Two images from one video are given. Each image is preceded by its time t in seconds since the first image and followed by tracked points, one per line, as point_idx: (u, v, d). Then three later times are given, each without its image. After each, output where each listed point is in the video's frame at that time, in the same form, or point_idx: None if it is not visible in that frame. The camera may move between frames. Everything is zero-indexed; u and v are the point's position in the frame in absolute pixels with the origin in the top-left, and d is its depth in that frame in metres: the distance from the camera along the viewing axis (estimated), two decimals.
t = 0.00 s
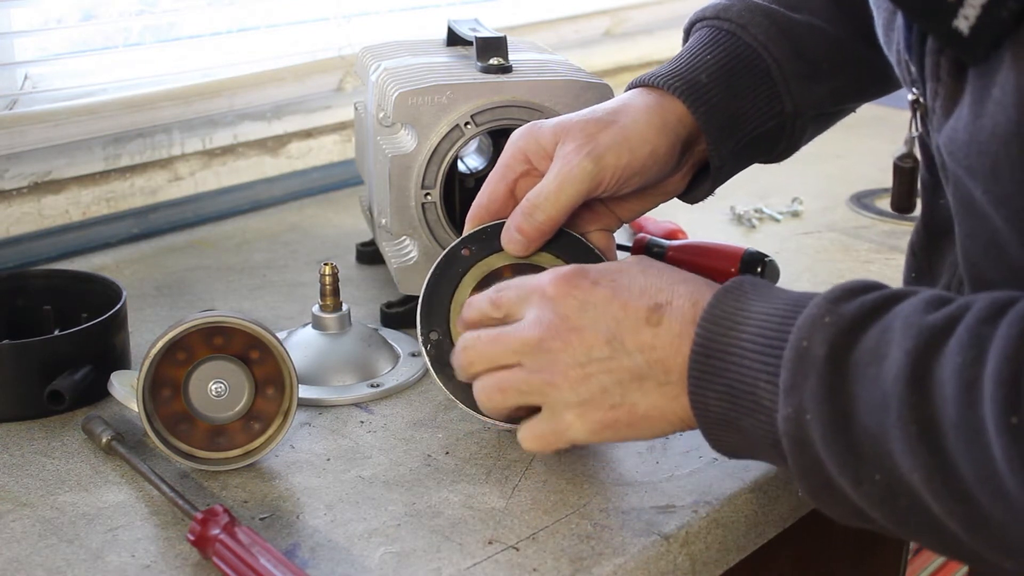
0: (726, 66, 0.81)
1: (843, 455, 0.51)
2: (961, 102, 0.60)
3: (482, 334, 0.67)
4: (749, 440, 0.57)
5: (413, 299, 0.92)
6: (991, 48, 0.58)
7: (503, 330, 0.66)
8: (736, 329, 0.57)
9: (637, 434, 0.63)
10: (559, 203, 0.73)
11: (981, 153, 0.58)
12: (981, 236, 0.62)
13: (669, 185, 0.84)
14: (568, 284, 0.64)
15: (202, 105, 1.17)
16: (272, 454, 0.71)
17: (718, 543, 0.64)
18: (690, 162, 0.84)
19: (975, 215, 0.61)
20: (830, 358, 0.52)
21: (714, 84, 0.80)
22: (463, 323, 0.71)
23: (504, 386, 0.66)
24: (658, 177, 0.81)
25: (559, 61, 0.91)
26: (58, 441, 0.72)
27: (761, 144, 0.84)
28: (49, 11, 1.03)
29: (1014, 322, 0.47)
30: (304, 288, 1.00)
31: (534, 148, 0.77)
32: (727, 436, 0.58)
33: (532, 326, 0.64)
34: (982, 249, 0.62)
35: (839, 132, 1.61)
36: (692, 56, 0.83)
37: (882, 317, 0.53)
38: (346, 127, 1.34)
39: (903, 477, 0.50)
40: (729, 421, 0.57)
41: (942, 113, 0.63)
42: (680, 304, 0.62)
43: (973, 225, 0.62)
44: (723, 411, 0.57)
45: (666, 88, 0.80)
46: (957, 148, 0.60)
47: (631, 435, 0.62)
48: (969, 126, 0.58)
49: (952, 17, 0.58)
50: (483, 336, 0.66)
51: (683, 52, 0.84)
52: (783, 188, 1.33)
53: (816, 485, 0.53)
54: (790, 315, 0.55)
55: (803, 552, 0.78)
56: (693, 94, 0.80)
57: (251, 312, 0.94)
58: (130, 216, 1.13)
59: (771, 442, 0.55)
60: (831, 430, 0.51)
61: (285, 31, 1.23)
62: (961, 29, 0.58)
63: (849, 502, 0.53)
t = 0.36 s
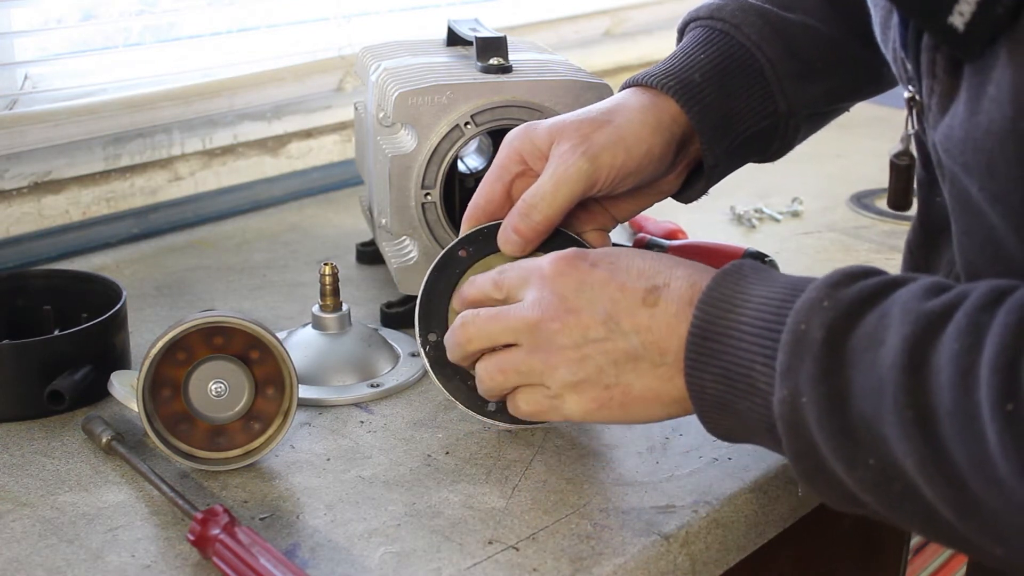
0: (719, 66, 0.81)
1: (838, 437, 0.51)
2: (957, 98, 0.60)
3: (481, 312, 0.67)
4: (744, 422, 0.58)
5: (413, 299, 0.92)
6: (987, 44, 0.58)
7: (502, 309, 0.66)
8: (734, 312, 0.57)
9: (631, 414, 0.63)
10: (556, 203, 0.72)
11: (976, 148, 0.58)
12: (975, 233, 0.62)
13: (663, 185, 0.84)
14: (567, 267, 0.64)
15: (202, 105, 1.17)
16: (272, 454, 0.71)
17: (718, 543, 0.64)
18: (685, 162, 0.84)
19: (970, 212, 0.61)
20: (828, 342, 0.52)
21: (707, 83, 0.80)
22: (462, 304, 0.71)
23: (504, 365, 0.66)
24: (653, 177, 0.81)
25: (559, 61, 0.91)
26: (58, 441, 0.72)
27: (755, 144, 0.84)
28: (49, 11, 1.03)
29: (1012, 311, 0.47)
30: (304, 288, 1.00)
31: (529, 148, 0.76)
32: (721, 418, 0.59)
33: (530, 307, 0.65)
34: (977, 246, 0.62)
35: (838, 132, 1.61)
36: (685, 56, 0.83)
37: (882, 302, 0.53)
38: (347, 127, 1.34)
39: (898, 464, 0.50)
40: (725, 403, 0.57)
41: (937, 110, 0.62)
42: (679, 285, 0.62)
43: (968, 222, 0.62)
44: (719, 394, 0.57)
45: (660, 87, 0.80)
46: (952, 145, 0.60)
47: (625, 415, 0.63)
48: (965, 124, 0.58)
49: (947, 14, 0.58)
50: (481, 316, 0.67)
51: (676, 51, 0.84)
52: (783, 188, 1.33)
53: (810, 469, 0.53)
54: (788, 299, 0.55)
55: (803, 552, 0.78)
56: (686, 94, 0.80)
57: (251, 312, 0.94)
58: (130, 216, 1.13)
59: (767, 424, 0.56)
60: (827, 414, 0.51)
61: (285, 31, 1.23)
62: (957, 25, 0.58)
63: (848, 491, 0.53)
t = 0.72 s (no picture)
0: (719, 63, 0.81)
1: (844, 435, 0.51)
2: (960, 94, 0.61)
3: (488, 304, 0.67)
4: (750, 423, 0.57)
5: (413, 299, 0.92)
6: (992, 36, 0.58)
7: (510, 303, 0.66)
8: (739, 309, 0.57)
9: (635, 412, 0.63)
10: (555, 202, 0.73)
11: (981, 143, 0.58)
12: (980, 229, 0.61)
13: (660, 185, 0.84)
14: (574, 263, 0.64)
15: (202, 105, 1.17)
16: (272, 454, 0.71)
17: (718, 543, 0.65)
18: (682, 162, 0.84)
19: (973, 208, 0.61)
20: (834, 340, 0.52)
21: (706, 81, 0.80)
22: (468, 297, 0.71)
23: (509, 361, 0.66)
24: (650, 176, 0.81)
25: (559, 61, 0.91)
26: (58, 441, 0.72)
27: (751, 143, 0.84)
28: (49, 11, 1.03)
29: (1018, 307, 0.47)
30: (304, 287, 1.00)
31: (528, 148, 0.76)
32: (726, 418, 0.58)
33: (537, 301, 0.64)
34: (980, 241, 0.62)
35: (838, 132, 1.61)
36: (684, 53, 0.83)
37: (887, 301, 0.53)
38: (347, 127, 1.34)
39: (902, 462, 0.50)
40: (731, 402, 0.57)
41: (941, 106, 0.62)
42: (685, 282, 0.62)
43: (972, 219, 0.62)
44: (724, 392, 0.57)
45: (659, 84, 0.80)
46: (956, 141, 0.60)
47: (629, 412, 0.63)
48: (969, 118, 0.59)
49: (951, 6, 0.58)
50: (488, 309, 0.66)
51: (675, 49, 0.84)
52: (783, 188, 1.33)
53: (815, 467, 0.53)
54: (793, 296, 0.55)
55: (803, 552, 0.78)
56: (685, 92, 0.79)
57: (251, 312, 0.94)
58: (130, 216, 1.13)
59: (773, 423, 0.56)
60: (833, 413, 0.51)
61: (285, 31, 1.23)
62: (961, 18, 0.58)
63: (850, 487, 0.53)
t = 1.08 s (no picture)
0: (712, 62, 0.82)
1: (847, 435, 0.51)
2: (964, 92, 0.61)
3: (489, 308, 0.67)
4: (753, 424, 0.58)
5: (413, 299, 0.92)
6: (999, 35, 0.58)
7: (511, 305, 0.66)
8: (740, 310, 0.57)
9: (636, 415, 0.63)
10: (548, 203, 0.72)
11: (985, 140, 0.58)
12: (982, 229, 0.61)
13: (653, 182, 0.84)
14: (575, 267, 0.65)
15: (202, 105, 1.17)
16: (272, 454, 0.71)
17: (718, 543, 0.65)
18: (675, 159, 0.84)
19: (976, 208, 0.61)
20: (836, 339, 0.52)
21: (698, 80, 0.81)
22: (468, 298, 0.71)
23: (509, 363, 0.66)
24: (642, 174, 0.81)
25: (559, 61, 0.91)
26: (58, 441, 0.72)
27: (743, 143, 0.84)
28: (49, 11, 1.03)
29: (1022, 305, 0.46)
30: (304, 288, 1.00)
31: (519, 149, 0.76)
32: (729, 420, 0.59)
33: (537, 305, 0.65)
34: (983, 241, 0.61)
35: (838, 132, 1.61)
36: (678, 52, 0.83)
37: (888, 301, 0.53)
38: (346, 127, 1.34)
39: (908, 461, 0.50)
40: (733, 404, 0.58)
41: (945, 105, 0.63)
42: (686, 284, 0.62)
43: (974, 219, 0.61)
44: (726, 394, 0.57)
45: (649, 81, 0.80)
46: (961, 140, 0.60)
47: (631, 416, 0.63)
48: (973, 118, 0.59)
49: (959, 5, 0.58)
50: (489, 311, 0.67)
51: (669, 47, 0.84)
52: (783, 188, 1.33)
53: (820, 467, 0.53)
54: (794, 297, 0.55)
55: (804, 552, 0.78)
56: (677, 90, 0.80)
57: (251, 312, 0.94)
58: (130, 216, 1.13)
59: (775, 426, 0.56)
60: (835, 414, 0.51)
61: (285, 31, 1.23)
62: (968, 16, 0.58)
63: (854, 487, 0.53)
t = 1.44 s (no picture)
0: (706, 63, 0.81)
1: (848, 445, 0.51)
2: (969, 87, 0.61)
3: (493, 311, 0.67)
4: (756, 436, 0.57)
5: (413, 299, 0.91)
6: (1004, 29, 0.58)
7: (514, 309, 0.66)
8: (741, 321, 0.57)
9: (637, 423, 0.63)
10: (543, 201, 0.72)
11: (993, 134, 0.58)
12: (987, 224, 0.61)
13: (650, 181, 0.84)
14: (577, 274, 0.64)
15: (202, 105, 1.17)
16: (272, 454, 0.71)
17: (718, 543, 0.65)
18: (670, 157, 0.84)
19: (977, 203, 0.60)
20: (836, 349, 0.52)
21: (692, 81, 0.80)
22: (468, 301, 0.70)
23: (511, 364, 0.66)
24: (637, 171, 0.81)
25: (559, 61, 0.91)
26: (58, 442, 0.72)
27: (738, 143, 0.84)
28: (49, 11, 1.03)
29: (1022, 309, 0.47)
30: (304, 287, 1.00)
31: (516, 150, 0.76)
32: (731, 431, 0.58)
33: (540, 311, 0.64)
34: (986, 238, 0.61)
35: (838, 133, 1.61)
36: (672, 53, 0.82)
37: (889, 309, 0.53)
38: (346, 127, 1.34)
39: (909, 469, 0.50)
40: (736, 416, 0.57)
41: (950, 100, 0.63)
42: (688, 295, 0.62)
43: (975, 215, 0.61)
44: (728, 404, 0.57)
45: (644, 82, 0.80)
46: (965, 135, 0.60)
47: (631, 423, 0.63)
48: (979, 112, 0.59)
49: None
50: (493, 315, 0.66)
51: (665, 47, 0.84)
52: (783, 188, 1.33)
53: (822, 478, 0.53)
54: (796, 307, 0.55)
55: (803, 551, 0.78)
56: (670, 91, 0.79)
57: (251, 312, 0.94)
58: (130, 216, 1.13)
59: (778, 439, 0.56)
60: (836, 422, 0.51)
61: (285, 30, 1.23)
62: (976, 9, 0.58)
63: (855, 496, 0.53)
